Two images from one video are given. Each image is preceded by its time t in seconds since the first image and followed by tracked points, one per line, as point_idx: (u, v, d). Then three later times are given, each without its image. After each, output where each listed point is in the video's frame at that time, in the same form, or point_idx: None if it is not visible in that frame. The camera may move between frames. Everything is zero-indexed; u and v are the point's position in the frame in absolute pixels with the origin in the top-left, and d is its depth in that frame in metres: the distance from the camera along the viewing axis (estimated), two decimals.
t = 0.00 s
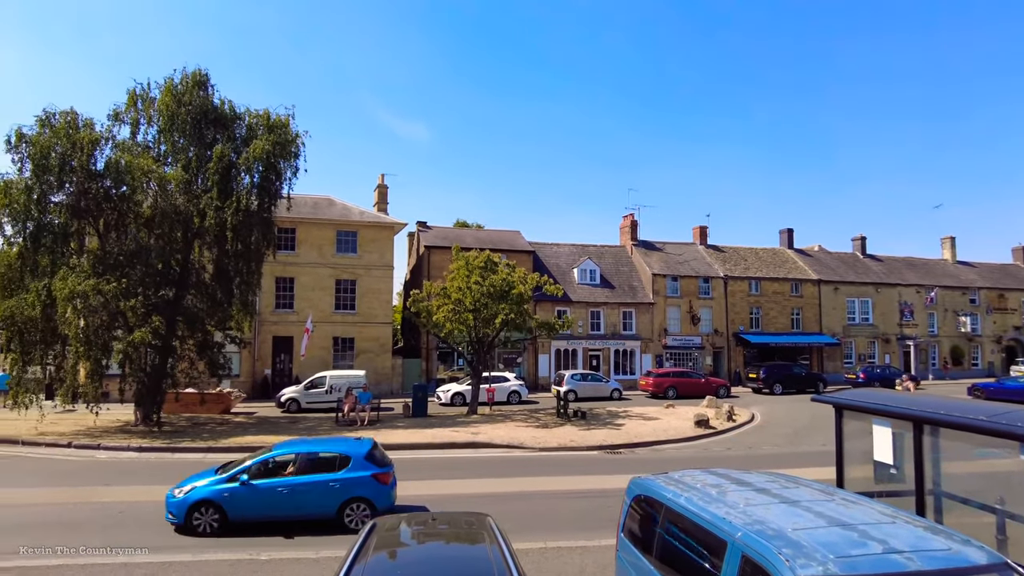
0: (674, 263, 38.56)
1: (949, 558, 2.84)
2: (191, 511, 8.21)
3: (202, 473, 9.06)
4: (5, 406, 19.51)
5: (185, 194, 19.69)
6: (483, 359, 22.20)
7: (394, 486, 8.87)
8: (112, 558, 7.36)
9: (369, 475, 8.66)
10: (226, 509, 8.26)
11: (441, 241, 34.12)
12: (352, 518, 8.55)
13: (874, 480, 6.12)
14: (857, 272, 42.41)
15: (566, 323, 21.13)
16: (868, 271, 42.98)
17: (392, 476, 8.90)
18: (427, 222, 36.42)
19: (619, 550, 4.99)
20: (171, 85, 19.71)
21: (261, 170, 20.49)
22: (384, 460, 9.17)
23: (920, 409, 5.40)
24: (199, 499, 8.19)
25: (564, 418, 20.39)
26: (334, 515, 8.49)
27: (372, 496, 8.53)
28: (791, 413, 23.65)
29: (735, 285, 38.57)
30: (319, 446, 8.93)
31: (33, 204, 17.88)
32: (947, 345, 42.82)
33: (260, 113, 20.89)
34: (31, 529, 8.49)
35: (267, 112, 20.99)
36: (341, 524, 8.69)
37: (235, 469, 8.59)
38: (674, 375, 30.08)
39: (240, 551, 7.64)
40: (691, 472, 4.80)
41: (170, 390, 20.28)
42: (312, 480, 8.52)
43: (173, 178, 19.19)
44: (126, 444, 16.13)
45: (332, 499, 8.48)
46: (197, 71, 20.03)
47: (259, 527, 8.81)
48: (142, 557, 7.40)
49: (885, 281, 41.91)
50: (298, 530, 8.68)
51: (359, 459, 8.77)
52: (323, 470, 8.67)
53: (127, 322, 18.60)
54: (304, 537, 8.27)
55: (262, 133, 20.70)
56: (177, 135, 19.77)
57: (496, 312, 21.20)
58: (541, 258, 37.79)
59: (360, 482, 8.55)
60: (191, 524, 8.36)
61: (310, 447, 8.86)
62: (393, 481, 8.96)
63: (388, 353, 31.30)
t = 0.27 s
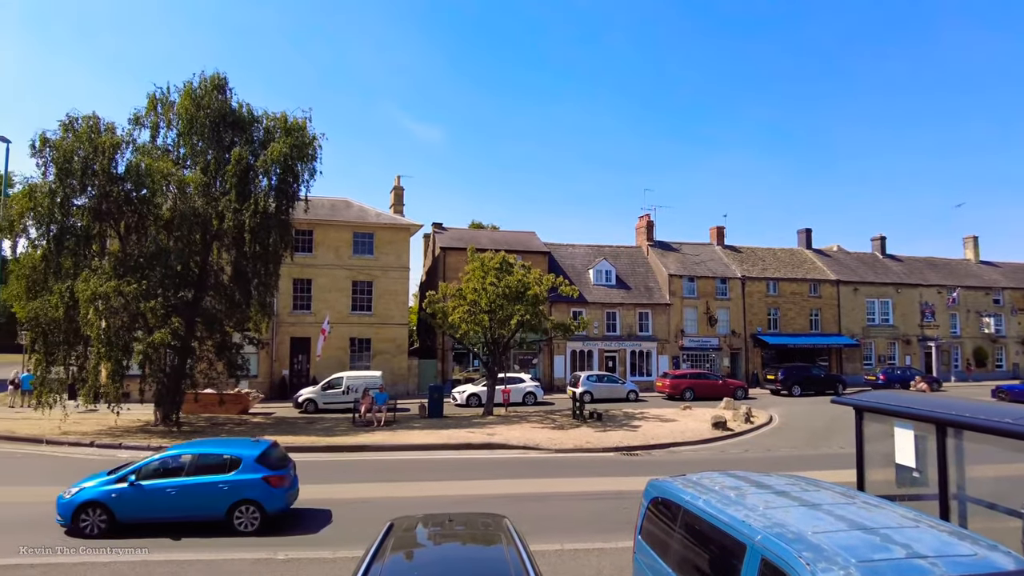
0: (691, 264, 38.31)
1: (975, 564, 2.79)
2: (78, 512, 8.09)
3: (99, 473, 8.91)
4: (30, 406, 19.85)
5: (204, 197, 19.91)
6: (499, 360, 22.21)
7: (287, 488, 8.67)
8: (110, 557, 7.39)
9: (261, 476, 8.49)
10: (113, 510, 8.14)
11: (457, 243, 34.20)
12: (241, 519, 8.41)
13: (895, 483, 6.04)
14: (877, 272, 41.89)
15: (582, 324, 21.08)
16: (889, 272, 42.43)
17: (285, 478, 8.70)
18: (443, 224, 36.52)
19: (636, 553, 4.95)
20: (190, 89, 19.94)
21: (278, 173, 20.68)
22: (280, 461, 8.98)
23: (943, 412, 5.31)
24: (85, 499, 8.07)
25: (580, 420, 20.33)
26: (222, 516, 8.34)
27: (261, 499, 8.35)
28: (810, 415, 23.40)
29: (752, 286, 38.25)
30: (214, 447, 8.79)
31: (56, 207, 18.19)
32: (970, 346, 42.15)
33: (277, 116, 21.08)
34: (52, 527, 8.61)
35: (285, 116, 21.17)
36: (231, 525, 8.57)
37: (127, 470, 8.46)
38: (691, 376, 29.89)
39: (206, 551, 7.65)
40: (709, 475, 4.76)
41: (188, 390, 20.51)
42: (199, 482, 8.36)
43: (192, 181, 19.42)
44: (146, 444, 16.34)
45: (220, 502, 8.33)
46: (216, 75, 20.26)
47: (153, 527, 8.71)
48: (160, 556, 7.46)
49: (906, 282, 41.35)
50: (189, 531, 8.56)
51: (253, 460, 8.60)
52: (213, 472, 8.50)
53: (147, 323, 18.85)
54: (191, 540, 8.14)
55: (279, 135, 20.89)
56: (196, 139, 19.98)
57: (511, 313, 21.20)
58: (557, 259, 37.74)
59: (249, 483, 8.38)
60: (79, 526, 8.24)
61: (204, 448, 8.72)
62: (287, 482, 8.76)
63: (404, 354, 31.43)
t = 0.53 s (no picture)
0: (708, 264, 38.07)
1: (1001, 569, 2.73)
2: None
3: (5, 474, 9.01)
4: (53, 405, 20.17)
5: (222, 199, 20.12)
6: (514, 361, 22.22)
7: (183, 487, 8.66)
8: (113, 555, 7.48)
9: (153, 477, 8.47)
10: (6, 510, 8.22)
11: (472, 244, 34.27)
12: (132, 520, 8.39)
13: (918, 487, 5.94)
14: (898, 272, 41.33)
15: (598, 325, 21.01)
16: (909, 272, 41.85)
17: (181, 478, 8.69)
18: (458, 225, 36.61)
19: (653, 555, 4.92)
20: (209, 92, 20.16)
21: (295, 175, 20.86)
22: (178, 461, 8.97)
23: (968, 414, 5.21)
24: None
25: (596, 421, 20.27)
26: (113, 517, 8.36)
27: (153, 499, 8.33)
28: (829, 417, 23.14)
29: (770, 286, 37.91)
30: (113, 448, 8.81)
31: (79, 210, 18.49)
32: (994, 347, 41.44)
33: (294, 119, 21.27)
34: (75, 525, 8.76)
35: (302, 118, 21.34)
36: (126, 526, 8.57)
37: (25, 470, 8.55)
38: (708, 378, 29.70)
39: (208, 550, 7.71)
40: (727, 477, 4.72)
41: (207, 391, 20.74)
42: (95, 482, 8.39)
43: (210, 184, 19.64)
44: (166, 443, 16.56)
45: (113, 501, 8.35)
46: (234, 78, 20.48)
47: (52, 526, 8.77)
48: (180, 554, 7.56)
49: (927, 282, 40.76)
50: (84, 531, 8.59)
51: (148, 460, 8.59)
52: (109, 472, 8.55)
53: (167, 324, 19.07)
54: (80, 540, 8.17)
55: (296, 138, 21.07)
56: (215, 142, 20.18)
57: (526, 314, 21.19)
58: (572, 260, 37.67)
59: (140, 483, 8.36)
60: None
61: (102, 448, 8.76)
62: (184, 482, 8.75)
63: (420, 354, 31.54)
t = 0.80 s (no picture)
0: (725, 265, 37.79)
1: None
2: None
3: None
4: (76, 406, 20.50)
5: (240, 202, 20.31)
6: (530, 362, 22.21)
7: (81, 487, 8.60)
8: (116, 554, 7.53)
9: (49, 477, 8.40)
10: None
11: (488, 245, 34.31)
12: (27, 519, 8.34)
13: (941, 490, 5.85)
14: (919, 273, 40.74)
15: (614, 326, 20.93)
16: (931, 272, 41.24)
17: (80, 477, 8.63)
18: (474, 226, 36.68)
19: (671, 558, 4.89)
20: (227, 96, 20.39)
21: (313, 178, 21.03)
22: (81, 460, 8.90)
23: (992, 417, 5.12)
24: None
25: (613, 423, 20.19)
26: (6, 516, 8.31)
27: (47, 499, 8.29)
28: (849, 419, 22.85)
29: (788, 287, 37.54)
30: (14, 447, 8.77)
31: (101, 213, 18.82)
32: (1018, 348, 40.70)
33: (311, 122, 21.44)
34: (98, 523, 8.90)
35: (320, 121, 21.51)
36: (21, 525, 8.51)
37: None
38: (725, 379, 29.47)
39: (224, 549, 7.77)
40: (746, 480, 4.69)
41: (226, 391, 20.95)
42: None
43: (229, 186, 19.86)
44: (186, 443, 16.76)
45: (8, 500, 8.30)
46: (252, 82, 20.69)
47: None
48: (201, 552, 7.65)
49: (949, 282, 40.13)
50: None
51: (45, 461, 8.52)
52: (8, 471, 8.50)
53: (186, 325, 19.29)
54: None
55: (314, 141, 21.24)
56: (234, 145, 20.41)
57: (542, 315, 21.18)
58: (588, 261, 37.58)
59: (34, 482, 8.31)
60: None
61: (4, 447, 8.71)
62: (84, 482, 8.69)
63: (436, 355, 31.64)
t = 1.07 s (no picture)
0: (743, 266, 37.50)
1: None
2: None
3: None
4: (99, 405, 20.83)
5: (259, 204, 20.50)
6: (546, 363, 22.18)
7: None
8: (124, 552, 7.61)
9: None
10: None
11: (504, 246, 34.34)
12: None
13: (965, 494, 5.76)
14: (941, 273, 40.13)
15: (630, 327, 20.83)
16: (953, 272, 40.60)
17: None
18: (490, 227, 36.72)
19: (689, 560, 4.85)
20: (246, 99, 20.62)
21: (330, 180, 21.20)
22: None
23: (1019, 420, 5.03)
24: None
25: (629, 424, 20.11)
26: None
27: None
28: (870, 422, 22.55)
29: (807, 288, 37.16)
30: None
31: (122, 216, 19.14)
32: None
33: (328, 124, 21.61)
34: (120, 521, 9.03)
35: (336, 124, 21.67)
36: None
37: None
38: (743, 381, 29.24)
39: (240, 548, 7.84)
40: (765, 482, 4.65)
41: (245, 392, 21.16)
42: None
43: (247, 189, 20.06)
44: (206, 443, 16.95)
45: None
46: (270, 85, 20.90)
47: None
48: (220, 551, 7.72)
49: (972, 283, 39.48)
50: None
51: None
52: None
53: (206, 326, 19.51)
54: None
55: (331, 143, 21.41)
56: (252, 147, 20.63)
57: (558, 316, 21.14)
58: (604, 262, 37.47)
59: None
60: None
61: None
62: None
63: (452, 356, 31.72)
